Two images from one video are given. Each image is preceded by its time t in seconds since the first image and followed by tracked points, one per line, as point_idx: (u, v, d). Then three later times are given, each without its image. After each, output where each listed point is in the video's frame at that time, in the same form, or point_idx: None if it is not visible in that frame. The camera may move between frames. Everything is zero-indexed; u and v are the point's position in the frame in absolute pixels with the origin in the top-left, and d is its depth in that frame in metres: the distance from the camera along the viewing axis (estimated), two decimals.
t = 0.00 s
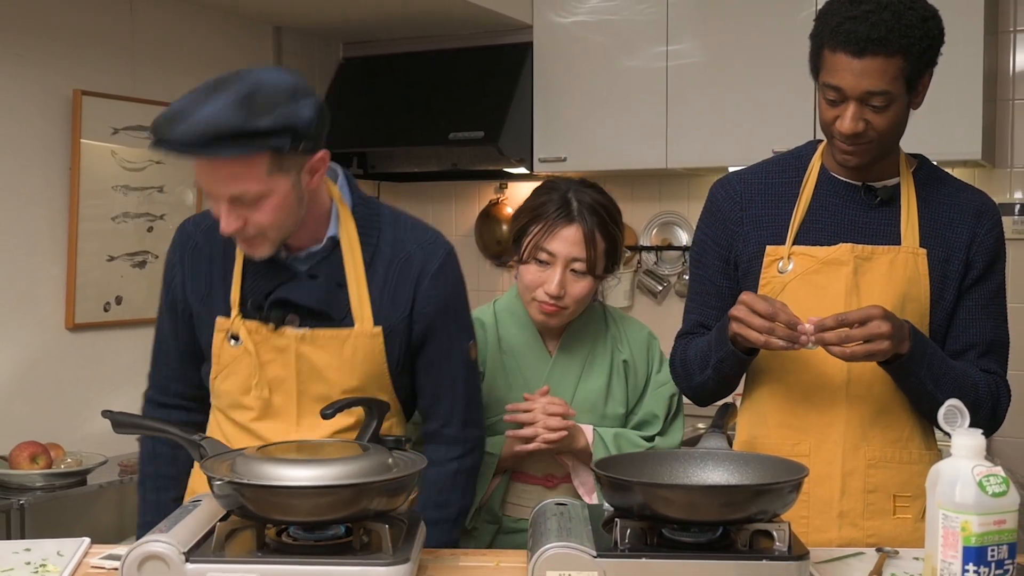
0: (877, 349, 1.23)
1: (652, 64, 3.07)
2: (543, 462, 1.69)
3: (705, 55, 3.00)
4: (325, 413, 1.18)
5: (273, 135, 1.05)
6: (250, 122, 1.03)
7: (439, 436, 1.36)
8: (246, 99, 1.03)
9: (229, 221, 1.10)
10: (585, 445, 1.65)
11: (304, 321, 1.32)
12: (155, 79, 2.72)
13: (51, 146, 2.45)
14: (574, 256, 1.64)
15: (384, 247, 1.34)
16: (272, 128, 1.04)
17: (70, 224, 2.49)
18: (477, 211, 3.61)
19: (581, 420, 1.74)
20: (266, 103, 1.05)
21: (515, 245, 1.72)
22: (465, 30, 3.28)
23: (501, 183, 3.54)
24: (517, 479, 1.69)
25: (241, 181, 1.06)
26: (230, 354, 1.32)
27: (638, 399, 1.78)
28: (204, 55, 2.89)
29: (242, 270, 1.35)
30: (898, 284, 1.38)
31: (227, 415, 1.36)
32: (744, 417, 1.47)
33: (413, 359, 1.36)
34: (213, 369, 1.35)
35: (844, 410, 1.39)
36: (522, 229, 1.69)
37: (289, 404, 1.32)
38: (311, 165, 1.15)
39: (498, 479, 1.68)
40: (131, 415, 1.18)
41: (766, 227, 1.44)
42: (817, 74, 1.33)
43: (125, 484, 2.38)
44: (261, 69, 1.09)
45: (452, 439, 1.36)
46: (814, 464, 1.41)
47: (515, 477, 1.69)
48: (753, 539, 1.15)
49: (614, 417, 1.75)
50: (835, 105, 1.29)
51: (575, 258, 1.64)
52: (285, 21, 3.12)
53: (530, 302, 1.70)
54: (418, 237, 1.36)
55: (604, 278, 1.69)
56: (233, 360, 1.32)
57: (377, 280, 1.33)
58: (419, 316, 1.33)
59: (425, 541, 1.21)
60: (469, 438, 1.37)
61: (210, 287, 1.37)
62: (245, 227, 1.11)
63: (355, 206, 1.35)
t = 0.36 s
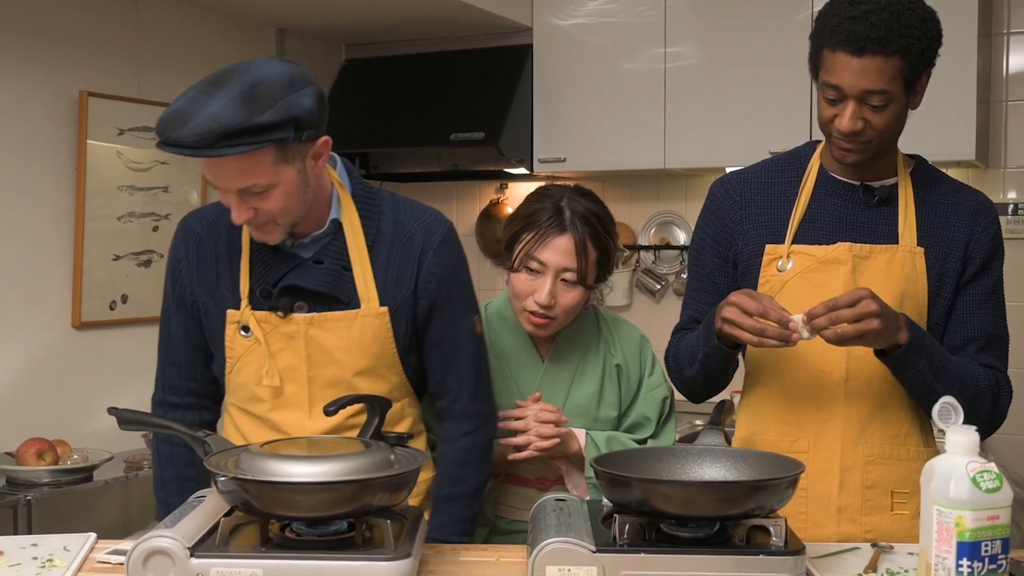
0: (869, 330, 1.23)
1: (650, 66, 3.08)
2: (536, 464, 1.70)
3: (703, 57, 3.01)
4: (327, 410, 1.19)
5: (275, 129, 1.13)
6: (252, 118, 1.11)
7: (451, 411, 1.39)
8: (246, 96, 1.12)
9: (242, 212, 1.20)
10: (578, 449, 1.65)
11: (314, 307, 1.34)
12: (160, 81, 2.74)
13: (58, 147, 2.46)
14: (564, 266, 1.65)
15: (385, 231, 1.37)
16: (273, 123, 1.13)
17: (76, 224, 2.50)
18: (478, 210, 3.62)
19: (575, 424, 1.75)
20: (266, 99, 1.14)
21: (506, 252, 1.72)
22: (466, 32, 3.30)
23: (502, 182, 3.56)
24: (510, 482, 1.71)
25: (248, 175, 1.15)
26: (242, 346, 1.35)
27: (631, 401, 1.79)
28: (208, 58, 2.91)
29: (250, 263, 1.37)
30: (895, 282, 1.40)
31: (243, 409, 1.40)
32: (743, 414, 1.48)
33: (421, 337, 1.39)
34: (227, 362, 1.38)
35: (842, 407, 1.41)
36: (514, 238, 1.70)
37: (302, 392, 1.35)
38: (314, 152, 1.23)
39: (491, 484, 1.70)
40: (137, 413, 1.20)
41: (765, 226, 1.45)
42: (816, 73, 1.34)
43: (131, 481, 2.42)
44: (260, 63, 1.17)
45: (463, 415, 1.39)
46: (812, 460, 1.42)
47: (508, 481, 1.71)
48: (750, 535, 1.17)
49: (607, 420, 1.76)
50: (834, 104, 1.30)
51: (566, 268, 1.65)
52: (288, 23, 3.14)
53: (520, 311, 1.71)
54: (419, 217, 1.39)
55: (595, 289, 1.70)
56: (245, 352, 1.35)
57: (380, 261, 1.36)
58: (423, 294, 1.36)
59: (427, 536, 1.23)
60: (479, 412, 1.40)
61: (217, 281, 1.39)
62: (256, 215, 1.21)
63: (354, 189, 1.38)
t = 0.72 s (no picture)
0: (856, 327, 1.25)
1: (649, 68, 3.10)
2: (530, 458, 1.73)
3: (700, 58, 3.03)
4: (330, 407, 1.21)
5: (312, 139, 1.15)
6: (290, 128, 1.13)
7: (468, 427, 1.39)
8: (285, 107, 1.14)
9: (276, 221, 1.22)
10: (569, 442, 1.69)
11: (339, 315, 1.36)
12: (164, 82, 2.75)
13: (64, 148, 2.47)
14: (558, 260, 1.67)
15: (412, 243, 1.39)
16: (311, 133, 1.15)
17: (82, 224, 2.52)
18: (479, 210, 3.64)
19: (567, 418, 1.77)
20: (304, 109, 1.16)
21: (502, 247, 1.75)
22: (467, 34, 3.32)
23: (502, 182, 3.58)
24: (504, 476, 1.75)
25: (285, 184, 1.17)
26: (270, 355, 1.38)
27: (624, 398, 1.81)
28: (212, 60, 2.93)
29: (280, 272, 1.39)
30: (896, 282, 1.42)
31: (271, 417, 1.41)
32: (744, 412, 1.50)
33: (445, 351, 1.39)
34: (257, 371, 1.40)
35: (844, 405, 1.43)
36: (509, 232, 1.72)
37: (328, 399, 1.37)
38: (346, 164, 1.26)
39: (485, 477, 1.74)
40: (142, 409, 1.21)
41: (766, 224, 1.47)
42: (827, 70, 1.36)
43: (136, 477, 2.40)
44: (298, 76, 1.19)
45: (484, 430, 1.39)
46: (815, 457, 1.44)
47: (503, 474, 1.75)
48: (747, 530, 1.19)
49: (600, 415, 1.78)
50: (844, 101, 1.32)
51: (559, 262, 1.67)
52: (291, 26, 3.16)
53: (516, 305, 1.73)
54: (445, 232, 1.41)
55: (589, 281, 1.72)
56: (273, 361, 1.38)
57: (407, 274, 1.37)
58: (448, 307, 1.36)
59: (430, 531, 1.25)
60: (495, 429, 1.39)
61: (247, 290, 1.41)
62: (290, 224, 1.22)
63: (386, 202, 1.40)
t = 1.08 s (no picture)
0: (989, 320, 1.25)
1: (648, 70, 3.11)
2: (530, 444, 1.77)
3: (698, 61, 3.05)
4: (333, 405, 1.23)
5: (306, 136, 1.18)
6: (285, 124, 1.16)
7: (437, 428, 1.43)
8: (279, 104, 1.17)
9: (263, 219, 1.23)
10: (569, 426, 1.72)
11: (321, 319, 1.37)
12: (169, 84, 2.77)
13: (71, 148, 2.49)
14: (555, 242, 1.72)
15: (393, 250, 1.43)
16: (305, 130, 1.18)
17: (89, 224, 2.53)
18: (479, 210, 3.66)
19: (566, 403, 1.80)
20: (298, 107, 1.19)
21: (500, 234, 1.79)
22: (469, 37, 3.33)
23: (502, 183, 3.60)
24: (505, 464, 1.77)
25: (274, 181, 1.20)
26: (245, 355, 1.38)
27: (621, 384, 1.84)
28: (215, 62, 2.94)
29: (259, 274, 1.40)
30: (897, 283, 1.45)
31: (237, 414, 1.41)
32: (743, 411, 1.52)
33: (421, 356, 1.43)
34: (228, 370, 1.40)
35: (844, 404, 1.44)
36: (505, 218, 1.77)
37: (302, 401, 1.38)
38: (335, 166, 1.29)
39: (486, 463, 1.76)
40: (147, 407, 1.23)
41: (770, 222, 1.48)
42: (837, 69, 1.37)
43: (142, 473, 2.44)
44: (290, 79, 1.23)
45: (453, 435, 1.42)
46: (815, 456, 1.45)
47: (503, 461, 1.77)
48: (744, 525, 1.21)
49: (598, 401, 1.81)
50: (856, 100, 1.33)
51: (556, 245, 1.72)
52: (294, 28, 3.18)
53: (516, 288, 1.78)
54: (427, 242, 1.45)
55: (585, 261, 1.77)
56: (248, 361, 1.39)
57: (388, 280, 1.41)
58: (428, 314, 1.41)
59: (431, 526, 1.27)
60: (465, 431, 1.43)
61: (224, 290, 1.42)
62: (278, 224, 1.24)
63: (366, 210, 1.43)
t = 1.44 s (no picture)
0: None
1: (646, 72, 3.13)
2: (526, 425, 1.89)
3: (696, 63, 3.06)
4: (336, 402, 1.25)
5: (355, 111, 1.22)
6: (338, 96, 1.19)
7: (459, 407, 1.45)
8: (332, 76, 1.20)
9: (297, 188, 1.24)
10: (560, 393, 1.86)
11: (338, 295, 1.40)
12: (174, 86, 2.79)
13: (77, 149, 2.51)
14: (541, 211, 1.90)
15: (409, 228, 1.45)
16: (354, 105, 1.21)
17: (95, 223, 2.55)
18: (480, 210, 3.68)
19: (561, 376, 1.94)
20: (348, 83, 1.22)
21: (488, 217, 1.97)
22: (470, 39, 3.35)
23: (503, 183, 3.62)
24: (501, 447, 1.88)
25: (320, 152, 1.21)
26: (263, 338, 1.39)
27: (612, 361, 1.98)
28: (218, 64, 2.96)
29: (276, 252, 1.42)
30: (900, 282, 1.47)
31: (263, 400, 1.42)
32: (741, 406, 1.53)
33: (437, 333, 1.45)
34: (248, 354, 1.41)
35: (844, 402, 1.45)
36: (492, 201, 1.95)
37: (322, 379, 1.40)
38: (369, 147, 1.32)
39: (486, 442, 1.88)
40: (154, 403, 1.24)
41: (776, 219, 1.50)
42: (851, 71, 1.39)
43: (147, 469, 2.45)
44: (338, 56, 1.26)
45: (473, 412, 1.45)
46: (815, 453, 1.46)
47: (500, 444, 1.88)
48: (741, 520, 1.23)
49: (590, 375, 1.94)
50: (869, 101, 1.35)
51: (543, 213, 1.90)
52: (296, 30, 3.20)
53: (510, 263, 1.93)
54: (440, 218, 1.48)
55: (571, 230, 1.94)
56: (266, 343, 1.39)
57: (404, 254, 1.43)
58: (444, 290, 1.43)
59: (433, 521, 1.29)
60: (488, 408, 1.46)
61: (241, 271, 1.42)
62: (312, 197, 1.25)
63: (382, 187, 1.45)
